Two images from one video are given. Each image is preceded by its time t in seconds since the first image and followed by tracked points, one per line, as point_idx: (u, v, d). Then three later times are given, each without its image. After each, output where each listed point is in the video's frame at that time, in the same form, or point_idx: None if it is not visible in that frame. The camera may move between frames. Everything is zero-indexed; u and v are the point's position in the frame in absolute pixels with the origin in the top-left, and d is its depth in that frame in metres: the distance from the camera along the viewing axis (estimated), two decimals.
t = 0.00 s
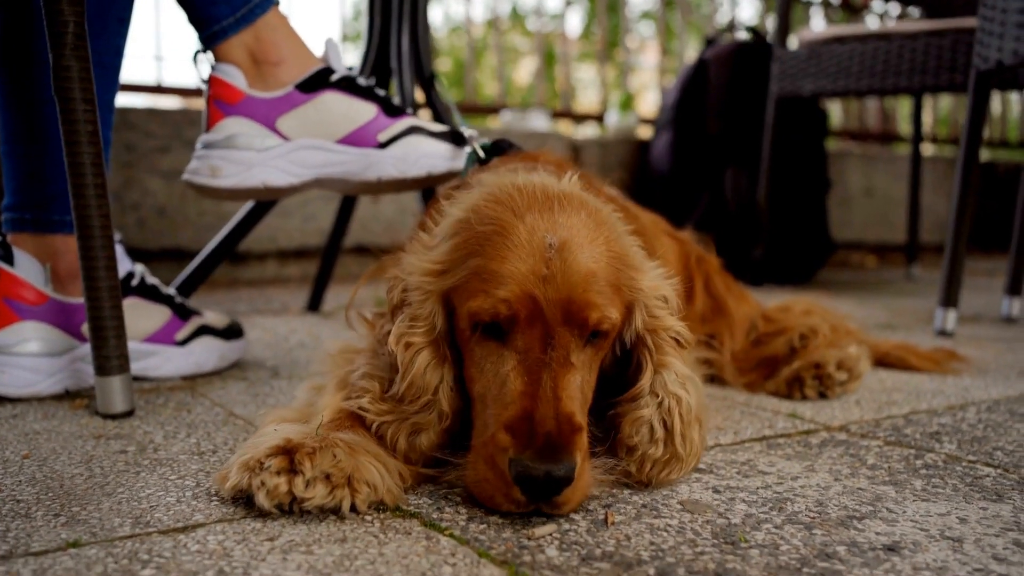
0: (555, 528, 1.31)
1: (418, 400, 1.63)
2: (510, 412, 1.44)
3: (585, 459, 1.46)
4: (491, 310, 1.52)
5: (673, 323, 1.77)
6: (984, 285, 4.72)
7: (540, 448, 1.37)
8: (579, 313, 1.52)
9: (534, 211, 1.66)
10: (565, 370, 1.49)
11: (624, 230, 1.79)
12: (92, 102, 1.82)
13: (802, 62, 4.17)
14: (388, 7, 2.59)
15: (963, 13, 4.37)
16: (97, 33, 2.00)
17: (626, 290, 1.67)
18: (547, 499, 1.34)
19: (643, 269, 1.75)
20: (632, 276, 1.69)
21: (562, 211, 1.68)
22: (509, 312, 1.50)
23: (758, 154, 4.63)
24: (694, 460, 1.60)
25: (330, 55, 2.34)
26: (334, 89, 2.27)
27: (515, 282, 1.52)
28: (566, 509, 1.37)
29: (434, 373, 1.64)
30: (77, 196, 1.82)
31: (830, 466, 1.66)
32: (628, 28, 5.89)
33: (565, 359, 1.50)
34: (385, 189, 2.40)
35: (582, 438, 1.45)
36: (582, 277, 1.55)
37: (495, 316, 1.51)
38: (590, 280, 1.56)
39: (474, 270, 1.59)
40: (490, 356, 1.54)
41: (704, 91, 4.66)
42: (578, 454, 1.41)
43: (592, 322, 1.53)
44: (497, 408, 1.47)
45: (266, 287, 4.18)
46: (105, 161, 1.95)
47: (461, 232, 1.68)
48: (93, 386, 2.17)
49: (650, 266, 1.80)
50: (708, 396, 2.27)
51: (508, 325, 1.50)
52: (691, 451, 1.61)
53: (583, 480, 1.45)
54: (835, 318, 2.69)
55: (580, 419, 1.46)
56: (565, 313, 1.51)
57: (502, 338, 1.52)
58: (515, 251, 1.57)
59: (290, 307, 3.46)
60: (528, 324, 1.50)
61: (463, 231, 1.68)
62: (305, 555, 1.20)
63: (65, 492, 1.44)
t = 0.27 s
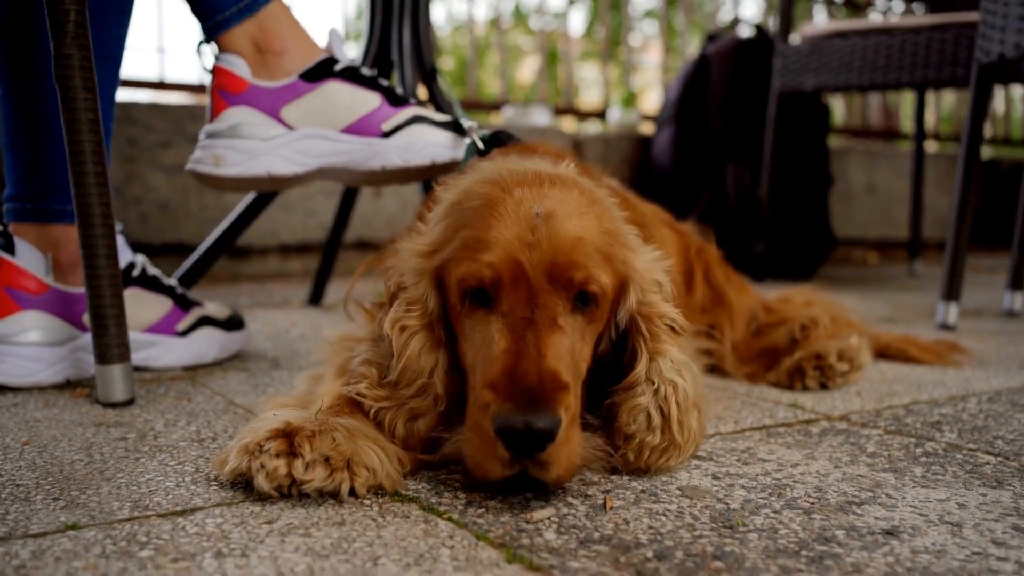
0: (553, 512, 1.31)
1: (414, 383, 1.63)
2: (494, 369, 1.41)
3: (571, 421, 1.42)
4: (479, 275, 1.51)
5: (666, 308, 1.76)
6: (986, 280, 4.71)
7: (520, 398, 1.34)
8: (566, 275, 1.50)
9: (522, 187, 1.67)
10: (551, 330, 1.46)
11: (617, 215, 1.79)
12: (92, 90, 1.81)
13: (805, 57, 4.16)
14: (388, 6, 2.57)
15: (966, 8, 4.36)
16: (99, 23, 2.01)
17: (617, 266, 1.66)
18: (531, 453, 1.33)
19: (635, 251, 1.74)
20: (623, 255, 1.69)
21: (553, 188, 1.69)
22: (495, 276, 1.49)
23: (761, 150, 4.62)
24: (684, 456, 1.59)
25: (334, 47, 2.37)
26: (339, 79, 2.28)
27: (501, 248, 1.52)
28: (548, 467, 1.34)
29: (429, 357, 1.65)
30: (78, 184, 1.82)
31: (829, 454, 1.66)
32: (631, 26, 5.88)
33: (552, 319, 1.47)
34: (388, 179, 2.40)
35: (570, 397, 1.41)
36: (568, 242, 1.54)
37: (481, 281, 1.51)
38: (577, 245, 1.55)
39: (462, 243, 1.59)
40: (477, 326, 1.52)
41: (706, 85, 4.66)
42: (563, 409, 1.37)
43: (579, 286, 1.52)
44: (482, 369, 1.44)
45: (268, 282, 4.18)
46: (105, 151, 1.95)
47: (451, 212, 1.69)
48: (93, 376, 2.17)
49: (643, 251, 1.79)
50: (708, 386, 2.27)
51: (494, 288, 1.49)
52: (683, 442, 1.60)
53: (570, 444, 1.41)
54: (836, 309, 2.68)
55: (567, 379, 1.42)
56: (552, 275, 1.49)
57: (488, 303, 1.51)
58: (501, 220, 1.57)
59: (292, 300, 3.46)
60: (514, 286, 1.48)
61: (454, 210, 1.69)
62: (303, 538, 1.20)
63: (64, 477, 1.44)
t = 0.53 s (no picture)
0: (543, 500, 1.31)
1: (390, 355, 1.63)
2: (449, 312, 1.39)
3: (531, 367, 1.39)
4: (441, 225, 1.50)
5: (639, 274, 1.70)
6: (980, 276, 4.71)
7: (473, 333, 1.33)
8: (527, 220, 1.48)
9: (490, 147, 1.67)
10: (510, 274, 1.44)
11: (595, 181, 1.75)
12: (81, 80, 1.81)
13: (799, 53, 4.15)
14: None
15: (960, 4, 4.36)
16: (88, 14, 1.99)
17: (588, 222, 1.62)
18: (485, 391, 1.32)
19: (607, 214, 1.70)
20: (593, 214, 1.65)
21: (523, 148, 1.68)
22: (454, 225, 1.48)
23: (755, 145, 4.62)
24: (614, 444, 1.56)
25: (327, 37, 2.35)
26: (332, 71, 2.26)
27: (462, 199, 1.51)
28: (506, 408, 1.34)
29: (401, 327, 1.64)
30: (67, 174, 1.81)
31: (821, 443, 1.66)
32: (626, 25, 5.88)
33: (511, 264, 1.45)
34: (381, 171, 2.38)
35: (527, 338, 1.38)
36: (532, 189, 1.52)
37: (441, 232, 1.50)
38: (542, 193, 1.53)
39: (429, 199, 1.59)
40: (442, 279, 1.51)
41: (700, 80, 4.64)
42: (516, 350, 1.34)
43: (543, 233, 1.49)
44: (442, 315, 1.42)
45: (262, 278, 4.17)
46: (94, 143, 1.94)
47: (423, 177, 1.70)
48: (83, 368, 2.16)
49: (618, 215, 1.73)
50: (700, 378, 2.27)
51: (454, 237, 1.48)
52: (645, 437, 1.58)
53: (528, 390, 1.37)
54: (830, 302, 2.67)
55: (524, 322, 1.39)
56: (511, 221, 1.47)
57: (451, 253, 1.50)
58: (466, 174, 1.57)
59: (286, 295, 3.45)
60: (473, 234, 1.47)
61: (427, 174, 1.70)
62: (291, 525, 1.19)
63: (52, 466, 1.43)
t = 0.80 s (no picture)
0: (539, 494, 1.30)
1: (373, 343, 1.64)
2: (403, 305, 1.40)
3: (484, 362, 1.38)
4: (406, 218, 1.51)
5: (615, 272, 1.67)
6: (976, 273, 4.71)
7: (421, 327, 1.32)
8: (490, 215, 1.47)
9: (466, 139, 1.67)
10: (469, 268, 1.44)
11: (576, 178, 1.73)
12: (74, 75, 1.79)
13: (794, 50, 4.14)
14: None
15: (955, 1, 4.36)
16: (82, 10, 1.99)
17: (558, 219, 1.60)
18: (431, 384, 1.32)
19: (584, 211, 1.67)
20: (566, 211, 1.63)
21: (500, 142, 1.68)
22: (418, 217, 1.49)
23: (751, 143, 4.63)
24: (603, 441, 1.55)
25: (324, 33, 2.35)
26: (328, 66, 2.26)
27: (428, 191, 1.52)
28: (453, 403, 1.33)
29: (377, 314, 1.67)
30: (60, 170, 1.80)
31: (817, 438, 1.65)
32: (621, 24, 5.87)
33: (471, 259, 1.45)
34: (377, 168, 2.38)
35: (478, 335, 1.37)
36: (498, 185, 1.51)
37: (406, 224, 1.51)
38: (507, 188, 1.52)
39: (400, 191, 1.60)
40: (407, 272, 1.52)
41: (695, 78, 4.64)
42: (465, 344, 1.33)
43: (507, 228, 1.48)
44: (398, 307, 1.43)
45: (257, 276, 4.16)
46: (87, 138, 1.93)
47: (400, 168, 1.71)
48: (78, 366, 2.14)
49: (597, 213, 1.71)
50: (696, 373, 2.27)
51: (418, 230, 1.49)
52: (633, 432, 1.57)
53: (478, 387, 1.36)
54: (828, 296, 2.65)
55: (478, 316, 1.39)
56: (474, 215, 1.47)
57: (415, 246, 1.51)
58: (435, 167, 1.57)
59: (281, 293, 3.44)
60: (435, 228, 1.48)
61: (403, 165, 1.71)
62: (285, 520, 1.19)
63: (45, 462, 1.42)
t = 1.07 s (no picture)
0: (539, 493, 1.29)
1: (354, 317, 1.62)
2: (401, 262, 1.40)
3: (484, 317, 1.37)
4: (399, 180, 1.52)
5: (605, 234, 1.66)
6: (975, 272, 4.70)
7: (418, 281, 1.32)
8: (481, 170, 1.48)
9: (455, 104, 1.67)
10: (462, 223, 1.44)
11: (566, 140, 1.73)
12: (68, 70, 1.77)
13: (793, 48, 4.13)
14: None
15: None
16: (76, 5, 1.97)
17: (549, 178, 1.60)
18: (431, 340, 1.31)
19: (574, 171, 1.67)
20: (558, 170, 1.63)
21: (489, 104, 1.68)
22: (410, 178, 1.50)
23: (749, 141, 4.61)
24: (559, 406, 1.52)
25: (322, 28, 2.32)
26: (327, 62, 2.24)
27: (421, 150, 1.52)
28: (454, 359, 1.33)
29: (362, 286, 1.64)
30: (55, 165, 1.78)
31: (819, 436, 1.64)
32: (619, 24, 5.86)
33: (464, 215, 1.45)
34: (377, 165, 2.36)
35: (477, 288, 1.36)
36: (488, 141, 1.51)
37: (399, 185, 1.52)
38: (499, 144, 1.52)
39: (391, 155, 1.61)
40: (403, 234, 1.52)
41: (694, 78, 4.61)
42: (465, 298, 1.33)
43: (499, 184, 1.48)
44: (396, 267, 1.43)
45: (254, 274, 4.14)
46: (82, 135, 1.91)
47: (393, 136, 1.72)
48: (72, 364, 2.12)
49: (588, 174, 1.70)
50: (696, 372, 2.25)
51: (411, 188, 1.50)
52: (588, 409, 1.53)
53: (478, 342, 1.36)
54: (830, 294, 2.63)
55: (475, 270, 1.38)
56: (466, 172, 1.47)
57: (408, 207, 1.51)
58: (425, 130, 1.57)
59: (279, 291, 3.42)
60: (428, 185, 1.48)
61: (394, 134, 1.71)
62: (281, 519, 1.17)
63: (38, 461, 1.41)
